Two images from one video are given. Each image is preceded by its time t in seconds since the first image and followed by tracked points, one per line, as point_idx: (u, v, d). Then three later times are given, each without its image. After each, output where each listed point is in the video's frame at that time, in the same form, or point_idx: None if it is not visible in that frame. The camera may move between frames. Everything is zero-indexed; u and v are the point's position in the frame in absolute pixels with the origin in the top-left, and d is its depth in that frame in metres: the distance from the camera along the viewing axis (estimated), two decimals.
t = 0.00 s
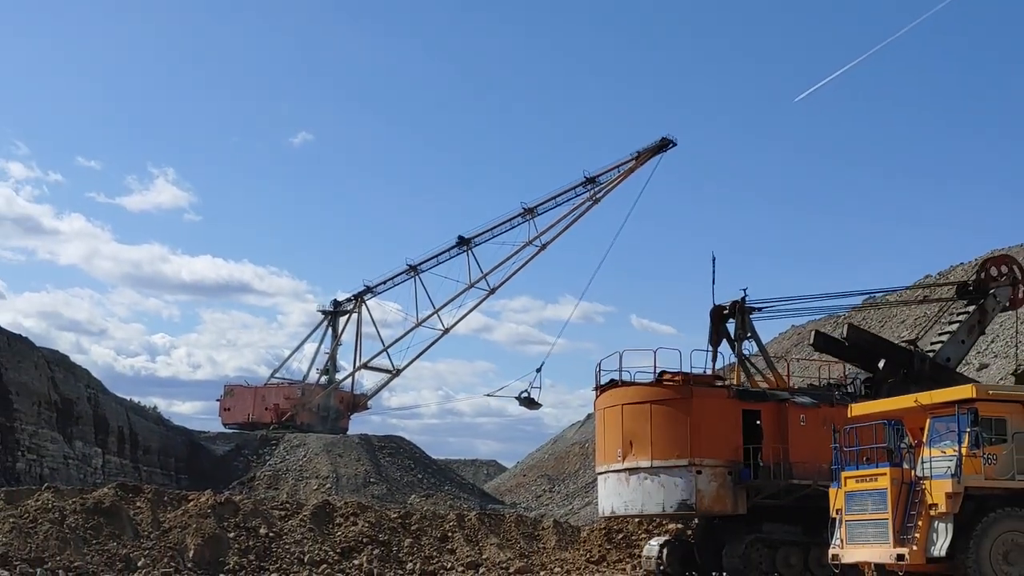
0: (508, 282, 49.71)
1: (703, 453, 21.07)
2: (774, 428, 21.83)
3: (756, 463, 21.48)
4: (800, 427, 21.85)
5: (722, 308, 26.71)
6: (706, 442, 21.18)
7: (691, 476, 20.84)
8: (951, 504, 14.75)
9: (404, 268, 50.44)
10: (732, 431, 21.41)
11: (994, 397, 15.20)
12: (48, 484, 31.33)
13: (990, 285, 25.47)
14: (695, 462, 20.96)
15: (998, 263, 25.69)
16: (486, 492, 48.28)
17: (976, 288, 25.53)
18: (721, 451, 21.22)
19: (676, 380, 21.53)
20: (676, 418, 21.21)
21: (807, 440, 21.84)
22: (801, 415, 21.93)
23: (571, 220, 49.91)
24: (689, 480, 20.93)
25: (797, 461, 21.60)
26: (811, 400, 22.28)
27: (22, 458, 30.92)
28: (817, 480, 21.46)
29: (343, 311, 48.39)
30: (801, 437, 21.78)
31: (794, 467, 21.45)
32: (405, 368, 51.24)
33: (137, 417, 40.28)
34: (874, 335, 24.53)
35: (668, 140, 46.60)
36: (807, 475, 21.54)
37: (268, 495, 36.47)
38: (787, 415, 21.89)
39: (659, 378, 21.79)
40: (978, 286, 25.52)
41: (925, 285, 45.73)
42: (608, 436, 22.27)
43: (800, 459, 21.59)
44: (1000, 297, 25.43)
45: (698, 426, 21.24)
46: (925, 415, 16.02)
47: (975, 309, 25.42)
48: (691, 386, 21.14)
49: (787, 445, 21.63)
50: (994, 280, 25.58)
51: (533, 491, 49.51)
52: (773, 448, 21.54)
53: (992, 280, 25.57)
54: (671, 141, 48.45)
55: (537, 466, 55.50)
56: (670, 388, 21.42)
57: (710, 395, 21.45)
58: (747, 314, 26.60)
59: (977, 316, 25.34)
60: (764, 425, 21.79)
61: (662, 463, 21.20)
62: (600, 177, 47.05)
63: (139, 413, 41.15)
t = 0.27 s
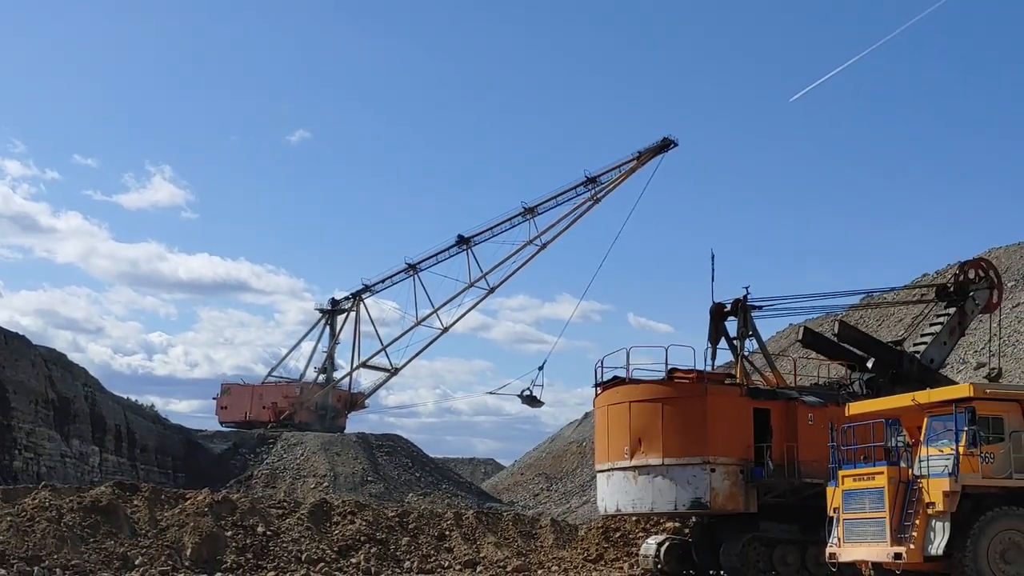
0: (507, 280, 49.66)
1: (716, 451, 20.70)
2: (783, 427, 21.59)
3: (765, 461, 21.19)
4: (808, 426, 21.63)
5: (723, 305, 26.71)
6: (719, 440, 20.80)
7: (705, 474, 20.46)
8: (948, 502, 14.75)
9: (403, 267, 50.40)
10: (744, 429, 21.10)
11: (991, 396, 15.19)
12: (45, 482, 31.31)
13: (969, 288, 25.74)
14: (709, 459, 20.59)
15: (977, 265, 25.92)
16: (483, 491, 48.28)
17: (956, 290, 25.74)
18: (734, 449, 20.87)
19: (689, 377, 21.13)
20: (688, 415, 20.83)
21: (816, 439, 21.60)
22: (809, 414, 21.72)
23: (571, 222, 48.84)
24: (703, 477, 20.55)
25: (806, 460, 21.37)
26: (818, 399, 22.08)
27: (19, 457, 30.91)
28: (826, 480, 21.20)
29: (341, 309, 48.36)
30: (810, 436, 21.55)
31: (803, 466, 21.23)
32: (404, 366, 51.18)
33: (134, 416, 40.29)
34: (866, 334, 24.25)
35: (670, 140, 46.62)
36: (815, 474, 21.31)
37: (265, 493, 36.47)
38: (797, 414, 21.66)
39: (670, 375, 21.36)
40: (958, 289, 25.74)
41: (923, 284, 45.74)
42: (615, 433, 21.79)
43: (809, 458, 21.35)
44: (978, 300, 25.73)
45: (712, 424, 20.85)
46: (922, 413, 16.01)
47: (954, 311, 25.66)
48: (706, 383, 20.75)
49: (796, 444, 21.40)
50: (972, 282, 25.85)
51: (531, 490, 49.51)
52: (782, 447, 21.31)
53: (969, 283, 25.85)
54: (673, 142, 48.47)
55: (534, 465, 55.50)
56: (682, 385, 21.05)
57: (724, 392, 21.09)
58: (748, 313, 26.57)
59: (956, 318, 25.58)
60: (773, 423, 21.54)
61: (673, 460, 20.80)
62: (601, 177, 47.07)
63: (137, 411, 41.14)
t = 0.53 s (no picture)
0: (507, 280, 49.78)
1: (731, 449, 20.44)
2: (792, 425, 21.53)
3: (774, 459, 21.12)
4: (816, 425, 21.66)
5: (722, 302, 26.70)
6: (733, 438, 20.54)
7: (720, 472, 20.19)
8: (946, 501, 14.74)
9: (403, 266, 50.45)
10: (756, 427, 20.91)
11: (988, 394, 15.18)
12: (43, 481, 31.28)
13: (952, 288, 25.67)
14: (724, 458, 20.31)
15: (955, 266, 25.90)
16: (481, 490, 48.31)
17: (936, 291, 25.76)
18: (746, 448, 20.65)
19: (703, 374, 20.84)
20: (701, 413, 20.55)
21: (823, 438, 21.65)
22: (817, 413, 21.73)
23: (573, 221, 50.88)
24: (718, 476, 20.26)
25: (813, 459, 21.42)
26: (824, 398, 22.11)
27: (17, 455, 30.87)
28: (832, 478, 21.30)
29: (339, 308, 48.37)
30: (817, 435, 21.59)
31: (811, 465, 21.26)
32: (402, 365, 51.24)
33: (132, 415, 40.26)
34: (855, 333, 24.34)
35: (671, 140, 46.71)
36: (821, 472, 21.40)
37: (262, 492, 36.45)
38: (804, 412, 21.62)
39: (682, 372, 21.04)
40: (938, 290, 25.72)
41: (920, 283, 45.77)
42: (622, 430, 21.39)
43: (815, 457, 21.42)
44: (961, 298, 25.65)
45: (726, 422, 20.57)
46: (919, 412, 16.00)
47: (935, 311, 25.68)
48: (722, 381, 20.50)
49: (805, 443, 21.39)
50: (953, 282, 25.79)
51: (528, 489, 49.54)
52: (791, 446, 21.27)
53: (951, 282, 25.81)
54: (674, 143, 48.53)
55: (532, 464, 55.53)
56: (695, 382, 20.75)
57: (737, 390, 20.85)
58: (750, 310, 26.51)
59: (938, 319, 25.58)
60: (782, 422, 21.45)
61: (686, 458, 20.48)
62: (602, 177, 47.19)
63: (134, 410, 41.08)
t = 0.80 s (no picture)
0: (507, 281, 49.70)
1: (745, 449, 20.36)
2: (801, 425, 21.45)
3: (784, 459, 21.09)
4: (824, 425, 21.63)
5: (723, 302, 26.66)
6: (747, 438, 20.46)
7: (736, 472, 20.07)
8: (945, 501, 14.75)
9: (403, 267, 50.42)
10: (768, 428, 20.86)
11: (987, 394, 15.17)
12: (41, 482, 31.23)
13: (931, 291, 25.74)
14: (739, 458, 20.21)
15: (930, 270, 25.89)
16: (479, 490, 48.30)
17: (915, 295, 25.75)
18: (759, 448, 20.59)
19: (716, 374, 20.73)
20: (716, 413, 20.40)
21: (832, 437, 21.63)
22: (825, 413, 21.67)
23: (575, 222, 50.27)
24: (733, 475, 20.15)
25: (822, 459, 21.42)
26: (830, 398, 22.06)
27: (14, 456, 30.81)
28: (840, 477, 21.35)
29: (338, 309, 48.34)
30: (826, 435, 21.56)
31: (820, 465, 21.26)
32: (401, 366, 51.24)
33: (130, 416, 40.21)
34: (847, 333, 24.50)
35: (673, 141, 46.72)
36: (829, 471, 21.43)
37: (260, 492, 36.39)
38: (814, 412, 21.56)
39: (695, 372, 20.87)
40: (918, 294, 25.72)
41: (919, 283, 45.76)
42: (631, 429, 21.08)
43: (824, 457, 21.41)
44: (941, 301, 25.72)
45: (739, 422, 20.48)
46: (918, 412, 16.01)
47: (917, 314, 25.68)
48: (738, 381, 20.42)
49: (814, 443, 21.35)
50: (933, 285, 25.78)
51: (527, 489, 49.53)
52: (801, 446, 21.24)
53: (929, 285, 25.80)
54: (676, 145, 48.52)
55: (531, 464, 55.51)
56: (711, 382, 20.60)
57: (751, 390, 20.78)
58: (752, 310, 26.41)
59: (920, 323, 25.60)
60: (792, 422, 21.37)
61: (701, 458, 20.30)
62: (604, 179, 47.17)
63: (132, 412, 41.03)
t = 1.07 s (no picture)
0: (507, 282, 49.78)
1: (758, 449, 20.32)
2: (810, 427, 21.43)
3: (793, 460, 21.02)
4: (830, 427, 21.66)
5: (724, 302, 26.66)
6: (760, 439, 20.41)
7: (749, 471, 20.03)
8: (941, 501, 14.81)
9: (402, 267, 50.52)
10: (780, 428, 20.83)
11: (983, 395, 15.23)
12: (41, 481, 31.31)
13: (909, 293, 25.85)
14: (753, 457, 20.17)
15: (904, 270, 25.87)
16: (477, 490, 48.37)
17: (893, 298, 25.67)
18: (772, 448, 20.55)
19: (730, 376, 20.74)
20: (728, 413, 20.39)
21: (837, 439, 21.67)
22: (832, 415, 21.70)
23: (574, 225, 51.92)
24: (747, 475, 20.10)
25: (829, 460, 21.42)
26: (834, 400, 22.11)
27: (14, 455, 30.88)
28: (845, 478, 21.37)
29: (337, 309, 48.43)
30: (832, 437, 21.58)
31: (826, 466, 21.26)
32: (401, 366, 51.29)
33: (129, 415, 40.29)
34: (836, 333, 24.69)
35: (674, 144, 46.85)
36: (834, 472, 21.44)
37: (259, 492, 36.45)
38: (821, 413, 21.58)
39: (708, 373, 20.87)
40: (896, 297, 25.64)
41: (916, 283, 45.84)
42: (640, 428, 21.06)
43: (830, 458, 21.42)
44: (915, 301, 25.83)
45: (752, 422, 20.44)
46: (915, 412, 16.07)
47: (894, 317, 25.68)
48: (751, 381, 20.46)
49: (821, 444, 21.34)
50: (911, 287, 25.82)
51: (525, 489, 49.60)
52: (809, 447, 21.19)
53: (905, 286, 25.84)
54: (677, 148, 48.64)
55: (529, 464, 55.60)
56: (723, 382, 20.58)
57: (763, 390, 20.77)
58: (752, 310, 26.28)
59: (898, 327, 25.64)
60: (800, 423, 21.35)
61: (713, 457, 20.28)
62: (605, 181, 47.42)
63: (132, 410, 41.11)
